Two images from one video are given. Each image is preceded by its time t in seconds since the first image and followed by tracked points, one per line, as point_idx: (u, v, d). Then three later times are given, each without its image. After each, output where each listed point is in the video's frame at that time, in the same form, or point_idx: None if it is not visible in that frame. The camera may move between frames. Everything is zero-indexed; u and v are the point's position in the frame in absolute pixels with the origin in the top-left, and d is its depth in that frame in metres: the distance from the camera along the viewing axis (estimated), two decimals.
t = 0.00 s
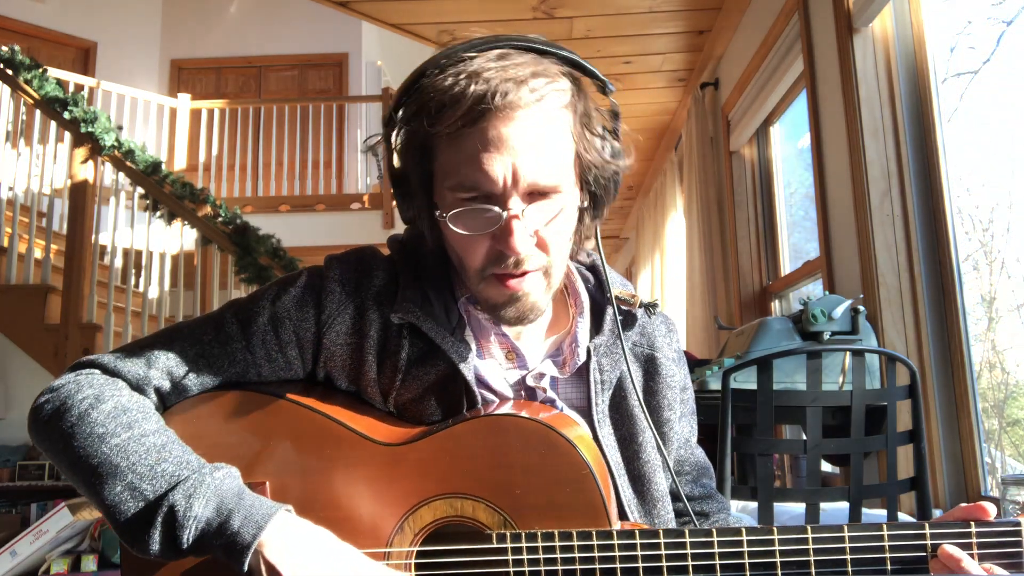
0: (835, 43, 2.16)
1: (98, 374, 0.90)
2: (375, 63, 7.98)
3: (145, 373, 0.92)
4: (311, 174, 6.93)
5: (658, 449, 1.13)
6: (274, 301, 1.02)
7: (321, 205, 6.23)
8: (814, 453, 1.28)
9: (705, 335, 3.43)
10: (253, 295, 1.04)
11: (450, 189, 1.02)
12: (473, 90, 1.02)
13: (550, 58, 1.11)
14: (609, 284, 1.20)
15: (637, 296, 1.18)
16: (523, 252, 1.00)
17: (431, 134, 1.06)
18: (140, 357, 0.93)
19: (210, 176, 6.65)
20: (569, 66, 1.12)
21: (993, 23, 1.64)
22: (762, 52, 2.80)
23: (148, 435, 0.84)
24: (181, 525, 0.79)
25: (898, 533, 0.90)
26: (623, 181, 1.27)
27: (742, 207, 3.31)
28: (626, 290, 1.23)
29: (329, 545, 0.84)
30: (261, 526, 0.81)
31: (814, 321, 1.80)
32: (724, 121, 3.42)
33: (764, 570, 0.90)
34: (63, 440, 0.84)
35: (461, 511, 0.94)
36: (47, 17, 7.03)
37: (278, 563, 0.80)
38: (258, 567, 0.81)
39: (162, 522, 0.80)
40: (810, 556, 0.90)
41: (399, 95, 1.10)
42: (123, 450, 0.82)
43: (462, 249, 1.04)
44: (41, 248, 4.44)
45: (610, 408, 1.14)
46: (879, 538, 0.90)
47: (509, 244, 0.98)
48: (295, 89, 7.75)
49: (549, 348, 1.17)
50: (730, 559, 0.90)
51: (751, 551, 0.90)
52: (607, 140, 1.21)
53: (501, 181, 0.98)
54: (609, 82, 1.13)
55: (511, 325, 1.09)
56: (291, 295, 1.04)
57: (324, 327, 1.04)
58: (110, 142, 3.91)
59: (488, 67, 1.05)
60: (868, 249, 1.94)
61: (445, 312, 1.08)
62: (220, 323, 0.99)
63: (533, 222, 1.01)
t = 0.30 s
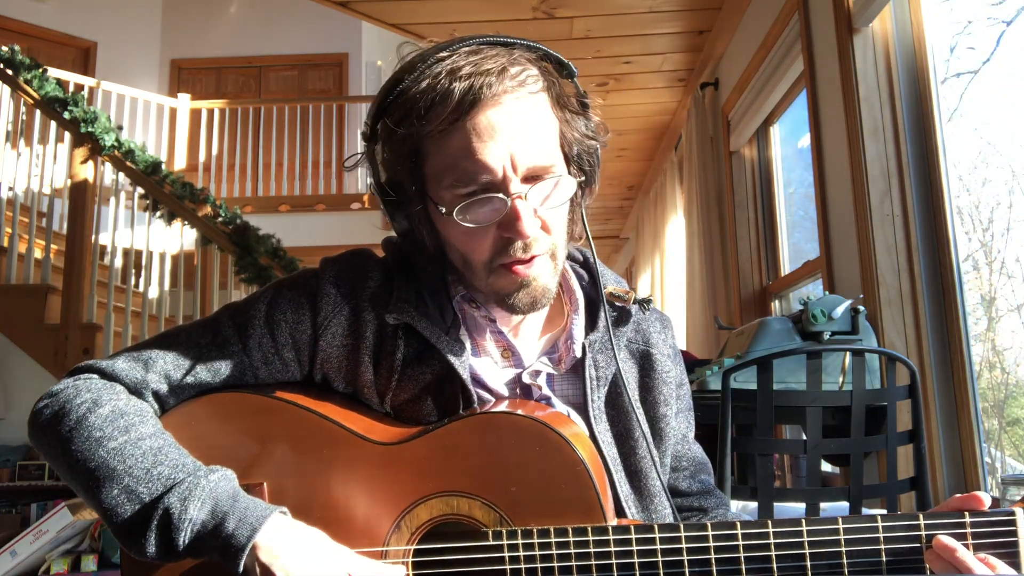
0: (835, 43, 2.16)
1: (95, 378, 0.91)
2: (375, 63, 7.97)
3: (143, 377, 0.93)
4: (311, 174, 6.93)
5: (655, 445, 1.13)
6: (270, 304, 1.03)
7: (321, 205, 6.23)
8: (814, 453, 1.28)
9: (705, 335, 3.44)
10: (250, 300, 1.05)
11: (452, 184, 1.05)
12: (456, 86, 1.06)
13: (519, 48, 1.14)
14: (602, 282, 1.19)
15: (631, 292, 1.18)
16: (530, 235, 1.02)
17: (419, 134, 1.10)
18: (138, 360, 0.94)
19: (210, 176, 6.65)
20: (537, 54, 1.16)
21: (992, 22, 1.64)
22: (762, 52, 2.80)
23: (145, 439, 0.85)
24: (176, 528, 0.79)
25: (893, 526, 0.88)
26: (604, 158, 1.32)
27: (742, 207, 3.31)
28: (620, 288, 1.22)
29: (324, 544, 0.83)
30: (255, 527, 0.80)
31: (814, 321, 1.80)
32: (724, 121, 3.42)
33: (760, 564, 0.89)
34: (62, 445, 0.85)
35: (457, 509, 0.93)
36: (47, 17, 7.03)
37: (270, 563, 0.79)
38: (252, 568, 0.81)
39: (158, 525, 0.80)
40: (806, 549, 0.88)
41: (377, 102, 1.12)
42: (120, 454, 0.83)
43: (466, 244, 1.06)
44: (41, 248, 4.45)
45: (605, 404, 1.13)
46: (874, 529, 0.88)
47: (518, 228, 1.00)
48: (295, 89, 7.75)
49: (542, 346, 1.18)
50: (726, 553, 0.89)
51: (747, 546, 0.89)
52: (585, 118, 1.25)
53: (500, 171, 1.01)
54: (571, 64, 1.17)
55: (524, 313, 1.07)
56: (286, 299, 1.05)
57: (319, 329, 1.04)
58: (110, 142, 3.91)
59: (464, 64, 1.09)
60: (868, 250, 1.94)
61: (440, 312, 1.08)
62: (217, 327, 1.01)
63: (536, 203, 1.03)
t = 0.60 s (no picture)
0: (835, 43, 2.16)
1: (97, 378, 0.93)
2: (375, 63, 7.97)
3: (143, 377, 0.95)
4: (311, 174, 6.93)
5: (651, 444, 1.12)
6: (269, 305, 1.03)
7: (321, 205, 6.21)
8: (814, 454, 1.28)
9: (705, 335, 3.44)
10: (249, 300, 1.05)
11: (442, 185, 1.05)
12: (452, 85, 1.06)
13: (520, 49, 1.14)
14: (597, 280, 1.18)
15: (626, 292, 1.16)
16: (520, 235, 1.01)
17: (415, 130, 1.10)
18: (139, 361, 0.96)
19: (210, 176, 6.65)
20: (538, 56, 1.16)
21: (993, 22, 1.64)
22: (763, 52, 2.80)
23: (144, 435, 0.85)
24: (176, 522, 0.80)
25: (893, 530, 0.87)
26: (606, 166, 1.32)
27: (742, 207, 3.32)
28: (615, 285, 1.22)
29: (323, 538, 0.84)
30: (255, 520, 0.81)
31: (814, 321, 1.81)
32: (724, 121, 3.42)
33: (758, 565, 0.89)
34: (64, 442, 0.86)
35: (454, 510, 0.93)
36: (47, 17, 7.03)
37: (270, 557, 0.80)
38: (250, 562, 0.81)
39: (158, 519, 0.81)
40: (805, 550, 0.88)
41: (380, 96, 1.13)
42: (120, 450, 0.83)
43: (457, 242, 1.06)
44: (41, 248, 4.45)
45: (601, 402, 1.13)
46: (874, 533, 0.87)
47: (506, 228, 1.00)
48: (295, 89, 7.75)
49: (539, 346, 1.18)
50: (724, 555, 0.89)
51: (745, 548, 0.89)
52: (585, 121, 1.25)
53: (490, 168, 1.00)
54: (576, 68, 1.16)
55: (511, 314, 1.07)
56: (285, 300, 1.05)
57: (319, 329, 1.05)
58: (110, 142, 3.91)
59: (463, 62, 1.09)
60: (868, 249, 1.95)
61: (439, 312, 1.08)
62: (217, 327, 1.02)
63: (525, 204, 1.02)
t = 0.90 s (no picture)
0: (835, 43, 2.16)
1: (105, 372, 0.93)
2: (375, 63, 7.98)
3: (151, 372, 0.95)
4: (311, 174, 6.93)
5: (654, 443, 1.12)
6: (277, 302, 1.04)
7: (321, 205, 6.22)
8: (814, 453, 1.28)
9: (704, 335, 3.44)
10: (257, 297, 1.05)
11: (447, 175, 1.04)
12: (455, 75, 1.08)
13: (528, 46, 1.13)
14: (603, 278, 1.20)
15: (630, 289, 1.19)
16: (518, 223, 1.01)
17: (419, 119, 1.13)
18: (147, 357, 0.96)
19: (210, 176, 6.65)
20: (547, 55, 1.15)
21: (993, 22, 1.64)
22: (763, 53, 2.80)
23: (151, 429, 0.86)
24: (182, 515, 0.80)
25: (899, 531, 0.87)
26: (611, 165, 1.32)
27: (742, 207, 3.31)
28: (620, 285, 1.23)
29: (331, 532, 0.84)
30: (259, 515, 0.80)
31: (814, 321, 1.80)
32: (724, 121, 3.42)
33: (761, 566, 0.88)
34: (72, 436, 0.86)
35: (458, 507, 0.93)
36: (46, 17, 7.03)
37: (274, 550, 0.79)
38: (255, 557, 0.80)
39: (165, 512, 0.81)
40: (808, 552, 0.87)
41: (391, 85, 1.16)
42: (127, 444, 0.84)
43: (457, 232, 1.05)
44: (41, 248, 4.46)
45: (604, 401, 1.13)
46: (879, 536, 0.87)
47: (504, 215, 1.00)
48: (295, 89, 7.75)
49: (543, 345, 1.18)
50: (727, 556, 0.88)
51: (748, 548, 0.89)
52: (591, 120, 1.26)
53: (490, 154, 1.01)
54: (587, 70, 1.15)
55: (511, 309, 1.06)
56: (292, 297, 1.05)
57: (325, 327, 1.05)
58: (110, 142, 3.91)
59: (469, 53, 1.11)
60: (868, 248, 1.94)
61: (445, 312, 1.09)
62: (225, 325, 1.02)
63: (524, 194, 1.02)
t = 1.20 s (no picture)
0: (835, 43, 2.16)
1: (113, 365, 0.92)
2: (375, 63, 7.99)
3: (159, 366, 0.94)
4: (311, 174, 6.94)
5: (659, 449, 1.12)
6: (286, 298, 1.04)
7: (321, 205, 6.24)
8: (814, 453, 1.28)
9: (704, 335, 3.44)
10: (266, 292, 1.05)
11: (460, 166, 1.04)
12: (473, 69, 1.08)
13: (545, 45, 1.14)
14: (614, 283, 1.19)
15: (640, 294, 1.18)
16: (532, 219, 1.00)
17: (434, 114, 1.12)
18: (155, 350, 0.96)
19: (210, 176, 6.65)
20: (564, 55, 1.16)
21: (993, 22, 1.64)
22: (762, 53, 2.80)
23: (158, 424, 0.85)
24: (186, 511, 0.80)
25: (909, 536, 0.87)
26: (624, 167, 1.31)
27: (742, 207, 3.31)
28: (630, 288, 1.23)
29: (333, 531, 0.84)
30: (264, 511, 0.81)
31: (814, 321, 1.79)
32: (724, 121, 3.42)
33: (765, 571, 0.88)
34: (80, 428, 0.86)
35: (462, 506, 0.93)
36: (46, 17, 7.03)
37: (278, 547, 0.79)
38: (259, 554, 0.81)
39: (169, 507, 0.81)
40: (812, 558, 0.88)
41: (408, 83, 1.17)
42: (134, 438, 0.84)
43: (469, 227, 1.05)
44: (41, 248, 4.46)
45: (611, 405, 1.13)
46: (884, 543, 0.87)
47: (518, 211, 0.99)
48: (295, 89, 7.75)
49: (552, 346, 1.18)
50: (731, 560, 0.88)
51: (752, 552, 0.89)
52: (607, 120, 1.25)
53: (505, 150, 1.01)
54: (602, 70, 1.18)
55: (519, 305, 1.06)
56: (301, 293, 1.05)
57: (334, 323, 1.05)
58: (110, 142, 3.91)
59: (486, 51, 1.11)
60: (868, 249, 1.93)
61: (453, 310, 1.09)
62: (233, 319, 1.01)
63: (538, 191, 1.02)
